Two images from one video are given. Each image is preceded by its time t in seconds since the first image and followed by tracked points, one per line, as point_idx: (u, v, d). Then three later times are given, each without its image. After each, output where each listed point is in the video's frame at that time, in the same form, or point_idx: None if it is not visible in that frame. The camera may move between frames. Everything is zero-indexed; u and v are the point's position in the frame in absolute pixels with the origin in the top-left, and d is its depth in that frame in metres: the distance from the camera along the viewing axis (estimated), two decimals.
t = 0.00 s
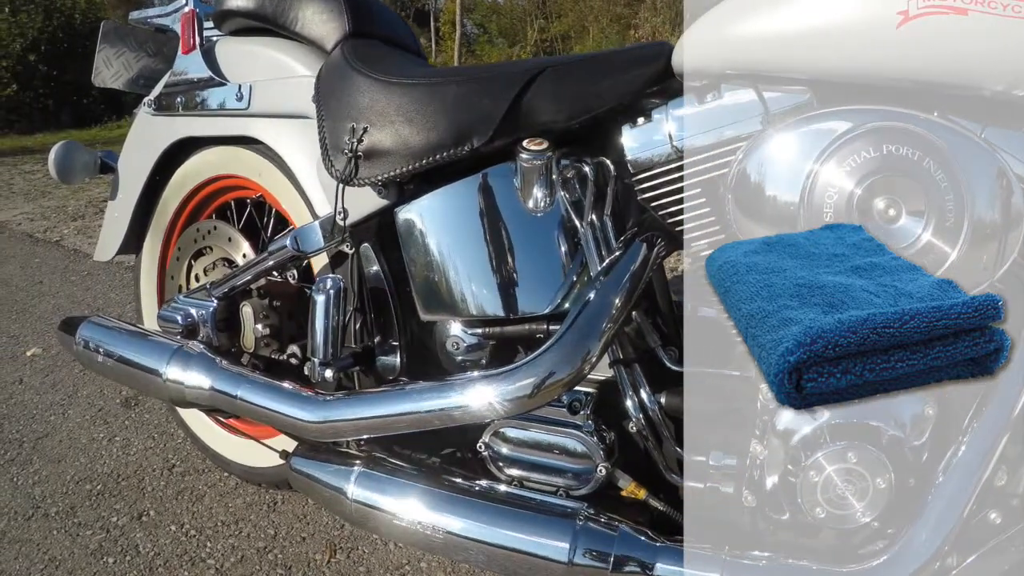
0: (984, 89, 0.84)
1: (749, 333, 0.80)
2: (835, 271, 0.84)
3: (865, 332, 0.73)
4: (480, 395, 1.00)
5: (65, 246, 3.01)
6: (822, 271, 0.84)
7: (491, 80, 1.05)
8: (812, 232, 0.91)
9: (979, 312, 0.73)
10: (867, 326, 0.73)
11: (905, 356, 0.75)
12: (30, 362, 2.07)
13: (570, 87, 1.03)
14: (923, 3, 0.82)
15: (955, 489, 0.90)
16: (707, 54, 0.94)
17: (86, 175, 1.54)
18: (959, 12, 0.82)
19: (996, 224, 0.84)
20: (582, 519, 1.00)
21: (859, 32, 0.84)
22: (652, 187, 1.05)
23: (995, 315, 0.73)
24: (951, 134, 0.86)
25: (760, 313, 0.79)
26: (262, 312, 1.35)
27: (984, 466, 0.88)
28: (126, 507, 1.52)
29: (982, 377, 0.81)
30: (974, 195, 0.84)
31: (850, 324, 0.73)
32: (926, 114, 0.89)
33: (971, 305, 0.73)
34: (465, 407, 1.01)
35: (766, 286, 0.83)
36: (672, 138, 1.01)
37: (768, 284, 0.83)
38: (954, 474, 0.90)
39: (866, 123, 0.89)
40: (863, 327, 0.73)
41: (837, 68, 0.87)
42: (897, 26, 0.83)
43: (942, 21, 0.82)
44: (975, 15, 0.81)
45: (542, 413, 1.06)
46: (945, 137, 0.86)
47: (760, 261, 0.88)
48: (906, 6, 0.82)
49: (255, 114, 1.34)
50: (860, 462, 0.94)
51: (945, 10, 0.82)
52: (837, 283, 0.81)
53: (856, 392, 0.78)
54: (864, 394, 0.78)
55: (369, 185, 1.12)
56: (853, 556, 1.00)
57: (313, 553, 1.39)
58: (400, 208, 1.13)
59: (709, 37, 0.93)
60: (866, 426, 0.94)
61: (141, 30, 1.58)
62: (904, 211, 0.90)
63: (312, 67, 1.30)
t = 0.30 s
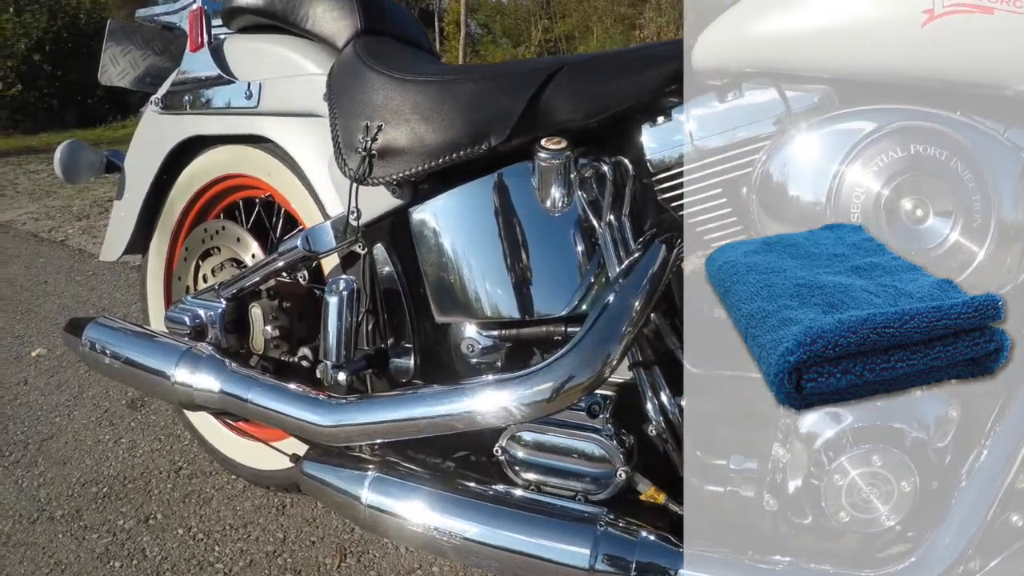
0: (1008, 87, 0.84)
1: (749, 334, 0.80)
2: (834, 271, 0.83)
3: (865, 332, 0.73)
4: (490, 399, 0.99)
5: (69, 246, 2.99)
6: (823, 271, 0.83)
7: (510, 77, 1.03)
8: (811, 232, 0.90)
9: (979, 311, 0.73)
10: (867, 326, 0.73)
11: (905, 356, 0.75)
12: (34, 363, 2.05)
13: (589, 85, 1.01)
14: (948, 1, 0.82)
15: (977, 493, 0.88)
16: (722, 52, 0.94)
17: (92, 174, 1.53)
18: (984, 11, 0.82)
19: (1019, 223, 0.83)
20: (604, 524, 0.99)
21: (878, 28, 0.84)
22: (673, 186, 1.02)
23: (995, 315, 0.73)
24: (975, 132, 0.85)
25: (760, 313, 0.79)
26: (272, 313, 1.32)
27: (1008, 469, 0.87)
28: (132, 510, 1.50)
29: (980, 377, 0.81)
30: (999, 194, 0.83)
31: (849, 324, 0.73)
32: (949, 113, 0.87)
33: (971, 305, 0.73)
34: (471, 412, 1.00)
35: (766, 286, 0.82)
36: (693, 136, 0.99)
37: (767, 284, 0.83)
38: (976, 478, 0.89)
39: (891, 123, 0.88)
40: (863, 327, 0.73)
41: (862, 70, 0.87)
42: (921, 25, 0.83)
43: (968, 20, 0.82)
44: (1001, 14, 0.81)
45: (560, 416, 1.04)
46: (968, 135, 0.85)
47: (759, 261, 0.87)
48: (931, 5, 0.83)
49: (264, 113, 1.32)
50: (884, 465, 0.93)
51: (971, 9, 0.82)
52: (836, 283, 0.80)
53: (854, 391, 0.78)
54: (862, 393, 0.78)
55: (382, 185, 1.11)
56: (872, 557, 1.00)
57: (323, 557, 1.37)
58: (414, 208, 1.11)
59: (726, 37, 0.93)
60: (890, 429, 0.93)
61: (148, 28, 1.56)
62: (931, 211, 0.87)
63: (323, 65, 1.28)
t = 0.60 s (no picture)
0: None
1: (749, 334, 0.81)
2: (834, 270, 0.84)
3: (865, 332, 0.74)
4: (491, 403, 0.99)
5: (73, 246, 2.97)
6: (824, 271, 0.84)
7: (522, 75, 1.02)
8: (812, 231, 0.91)
9: (979, 312, 0.74)
10: (867, 326, 0.74)
11: (905, 356, 0.76)
12: (38, 362, 2.04)
13: (601, 85, 1.01)
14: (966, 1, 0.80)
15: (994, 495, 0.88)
16: (736, 53, 0.92)
17: (97, 173, 1.53)
18: (1002, 10, 0.79)
19: None
20: (618, 528, 0.98)
21: (886, 30, 0.82)
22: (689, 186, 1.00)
23: (995, 315, 0.74)
24: (993, 132, 0.84)
25: (760, 313, 0.80)
26: (279, 313, 1.32)
27: None
28: (137, 512, 1.49)
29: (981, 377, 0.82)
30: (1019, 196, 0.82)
31: (850, 324, 0.74)
32: (965, 112, 0.86)
33: (971, 305, 0.74)
34: (475, 417, 1.00)
35: (766, 286, 0.83)
36: (707, 135, 0.98)
37: (767, 284, 0.84)
38: (992, 481, 0.89)
39: (909, 125, 0.87)
40: (863, 327, 0.74)
41: (875, 70, 0.85)
42: (937, 26, 0.80)
43: (985, 20, 0.79)
44: (1019, 14, 0.78)
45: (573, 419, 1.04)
46: (986, 135, 0.84)
47: (759, 261, 0.88)
48: (948, 4, 0.80)
49: (272, 112, 1.31)
50: (900, 467, 0.92)
51: (988, 8, 0.79)
52: (836, 283, 0.81)
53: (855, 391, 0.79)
54: (863, 393, 0.79)
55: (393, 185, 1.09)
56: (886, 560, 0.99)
57: (330, 560, 1.36)
58: (425, 208, 1.10)
59: (740, 36, 0.91)
60: (907, 431, 0.92)
61: (154, 26, 1.55)
62: (950, 213, 0.86)
63: (331, 63, 1.27)
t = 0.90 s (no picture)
0: None
1: (749, 333, 0.80)
2: (834, 271, 0.84)
3: (865, 332, 0.73)
4: (497, 408, 0.98)
5: (77, 245, 2.96)
6: (825, 271, 0.84)
7: (536, 74, 1.01)
8: (811, 232, 0.91)
9: (979, 311, 0.73)
10: (867, 326, 0.73)
11: (905, 356, 0.76)
12: (43, 362, 2.03)
13: (616, 84, 1.00)
14: None
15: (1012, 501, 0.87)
16: (751, 54, 0.90)
17: (103, 172, 1.52)
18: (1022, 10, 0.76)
19: None
20: (633, 533, 0.97)
21: (893, 30, 0.81)
22: (704, 187, 0.99)
23: (995, 315, 0.74)
24: (1011, 133, 0.83)
25: (760, 313, 0.80)
26: (287, 314, 1.30)
27: None
28: (142, 514, 1.48)
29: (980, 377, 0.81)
30: None
31: (849, 324, 0.73)
32: (979, 112, 0.85)
33: (970, 305, 0.73)
34: (481, 421, 0.99)
35: (766, 286, 0.83)
36: (724, 136, 0.98)
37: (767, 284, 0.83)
38: (1008, 485, 0.88)
39: (925, 126, 0.86)
40: (863, 327, 0.73)
41: (894, 71, 0.84)
42: (957, 26, 0.78)
43: (1006, 21, 0.77)
44: None
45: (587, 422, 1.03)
46: (1004, 136, 0.83)
47: (759, 261, 0.88)
48: (967, 4, 0.78)
49: (279, 111, 1.30)
50: (918, 471, 0.92)
51: (1009, 8, 0.77)
52: (836, 282, 0.81)
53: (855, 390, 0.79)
54: (863, 392, 0.78)
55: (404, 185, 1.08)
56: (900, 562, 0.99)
57: (338, 562, 1.35)
58: (436, 208, 1.09)
59: (753, 37, 0.90)
60: (925, 434, 0.91)
61: (160, 25, 1.54)
62: (970, 215, 0.83)
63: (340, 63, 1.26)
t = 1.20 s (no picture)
0: None
1: (749, 334, 0.79)
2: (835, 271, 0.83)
3: (865, 332, 0.72)
4: (501, 413, 0.98)
5: (82, 245, 2.95)
6: (827, 273, 0.83)
7: (548, 74, 1.00)
8: (811, 232, 0.91)
9: (979, 311, 0.72)
10: (867, 325, 0.72)
11: (905, 356, 0.74)
12: (47, 362, 2.02)
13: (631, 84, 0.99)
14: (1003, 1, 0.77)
15: None
16: (767, 54, 0.89)
17: (109, 172, 1.51)
18: None
19: None
20: (649, 537, 0.97)
21: (914, 30, 0.80)
22: (722, 187, 0.98)
23: (995, 315, 0.72)
24: None
25: (760, 313, 0.78)
26: (295, 315, 1.29)
27: None
28: (148, 516, 1.47)
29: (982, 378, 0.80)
30: None
31: (850, 324, 0.72)
32: (994, 113, 0.85)
33: (971, 304, 0.72)
34: (485, 425, 0.99)
35: (766, 286, 0.82)
36: (739, 136, 0.97)
37: (768, 284, 0.82)
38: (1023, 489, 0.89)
39: (942, 129, 0.85)
40: (863, 327, 0.72)
41: (913, 71, 0.83)
42: (975, 27, 0.78)
43: None
44: None
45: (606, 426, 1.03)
46: None
47: (760, 261, 0.87)
48: (985, 5, 0.77)
49: (288, 110, 1.29)
50: (937, 475, 0.92)
51: None
52: (836, 283, 0.80)
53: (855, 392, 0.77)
54: (863, 393, 0.77)
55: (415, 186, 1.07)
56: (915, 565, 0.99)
57: (346, 565, 1.34)
58: (448, 209, 1.07)
59: (770, 36, 0.88)
60: (941, 438, 0.91)
61: (166, 23, 1.54)
62: (989, 217, 0.83)
63: (349, 62, 1.25)
